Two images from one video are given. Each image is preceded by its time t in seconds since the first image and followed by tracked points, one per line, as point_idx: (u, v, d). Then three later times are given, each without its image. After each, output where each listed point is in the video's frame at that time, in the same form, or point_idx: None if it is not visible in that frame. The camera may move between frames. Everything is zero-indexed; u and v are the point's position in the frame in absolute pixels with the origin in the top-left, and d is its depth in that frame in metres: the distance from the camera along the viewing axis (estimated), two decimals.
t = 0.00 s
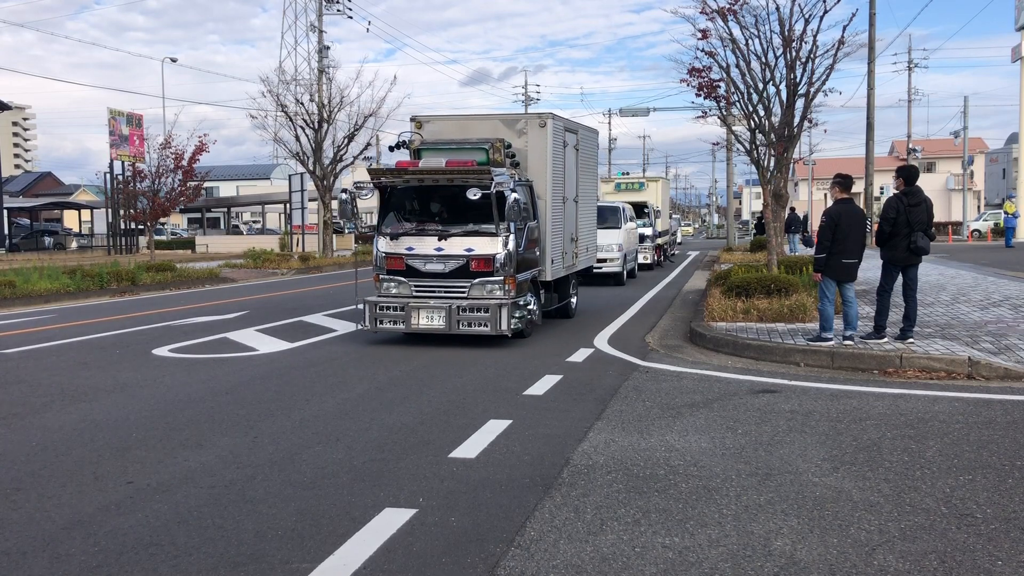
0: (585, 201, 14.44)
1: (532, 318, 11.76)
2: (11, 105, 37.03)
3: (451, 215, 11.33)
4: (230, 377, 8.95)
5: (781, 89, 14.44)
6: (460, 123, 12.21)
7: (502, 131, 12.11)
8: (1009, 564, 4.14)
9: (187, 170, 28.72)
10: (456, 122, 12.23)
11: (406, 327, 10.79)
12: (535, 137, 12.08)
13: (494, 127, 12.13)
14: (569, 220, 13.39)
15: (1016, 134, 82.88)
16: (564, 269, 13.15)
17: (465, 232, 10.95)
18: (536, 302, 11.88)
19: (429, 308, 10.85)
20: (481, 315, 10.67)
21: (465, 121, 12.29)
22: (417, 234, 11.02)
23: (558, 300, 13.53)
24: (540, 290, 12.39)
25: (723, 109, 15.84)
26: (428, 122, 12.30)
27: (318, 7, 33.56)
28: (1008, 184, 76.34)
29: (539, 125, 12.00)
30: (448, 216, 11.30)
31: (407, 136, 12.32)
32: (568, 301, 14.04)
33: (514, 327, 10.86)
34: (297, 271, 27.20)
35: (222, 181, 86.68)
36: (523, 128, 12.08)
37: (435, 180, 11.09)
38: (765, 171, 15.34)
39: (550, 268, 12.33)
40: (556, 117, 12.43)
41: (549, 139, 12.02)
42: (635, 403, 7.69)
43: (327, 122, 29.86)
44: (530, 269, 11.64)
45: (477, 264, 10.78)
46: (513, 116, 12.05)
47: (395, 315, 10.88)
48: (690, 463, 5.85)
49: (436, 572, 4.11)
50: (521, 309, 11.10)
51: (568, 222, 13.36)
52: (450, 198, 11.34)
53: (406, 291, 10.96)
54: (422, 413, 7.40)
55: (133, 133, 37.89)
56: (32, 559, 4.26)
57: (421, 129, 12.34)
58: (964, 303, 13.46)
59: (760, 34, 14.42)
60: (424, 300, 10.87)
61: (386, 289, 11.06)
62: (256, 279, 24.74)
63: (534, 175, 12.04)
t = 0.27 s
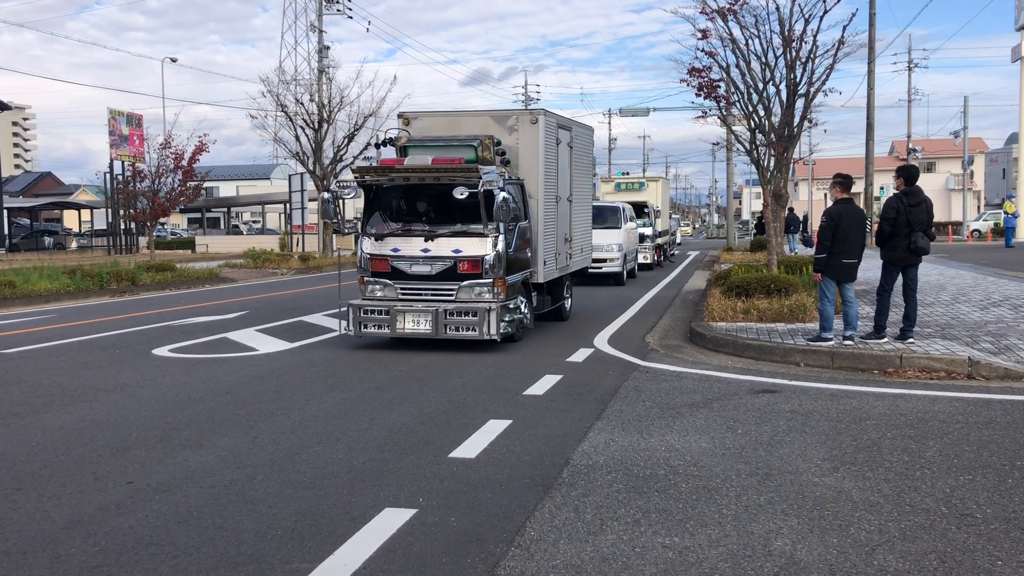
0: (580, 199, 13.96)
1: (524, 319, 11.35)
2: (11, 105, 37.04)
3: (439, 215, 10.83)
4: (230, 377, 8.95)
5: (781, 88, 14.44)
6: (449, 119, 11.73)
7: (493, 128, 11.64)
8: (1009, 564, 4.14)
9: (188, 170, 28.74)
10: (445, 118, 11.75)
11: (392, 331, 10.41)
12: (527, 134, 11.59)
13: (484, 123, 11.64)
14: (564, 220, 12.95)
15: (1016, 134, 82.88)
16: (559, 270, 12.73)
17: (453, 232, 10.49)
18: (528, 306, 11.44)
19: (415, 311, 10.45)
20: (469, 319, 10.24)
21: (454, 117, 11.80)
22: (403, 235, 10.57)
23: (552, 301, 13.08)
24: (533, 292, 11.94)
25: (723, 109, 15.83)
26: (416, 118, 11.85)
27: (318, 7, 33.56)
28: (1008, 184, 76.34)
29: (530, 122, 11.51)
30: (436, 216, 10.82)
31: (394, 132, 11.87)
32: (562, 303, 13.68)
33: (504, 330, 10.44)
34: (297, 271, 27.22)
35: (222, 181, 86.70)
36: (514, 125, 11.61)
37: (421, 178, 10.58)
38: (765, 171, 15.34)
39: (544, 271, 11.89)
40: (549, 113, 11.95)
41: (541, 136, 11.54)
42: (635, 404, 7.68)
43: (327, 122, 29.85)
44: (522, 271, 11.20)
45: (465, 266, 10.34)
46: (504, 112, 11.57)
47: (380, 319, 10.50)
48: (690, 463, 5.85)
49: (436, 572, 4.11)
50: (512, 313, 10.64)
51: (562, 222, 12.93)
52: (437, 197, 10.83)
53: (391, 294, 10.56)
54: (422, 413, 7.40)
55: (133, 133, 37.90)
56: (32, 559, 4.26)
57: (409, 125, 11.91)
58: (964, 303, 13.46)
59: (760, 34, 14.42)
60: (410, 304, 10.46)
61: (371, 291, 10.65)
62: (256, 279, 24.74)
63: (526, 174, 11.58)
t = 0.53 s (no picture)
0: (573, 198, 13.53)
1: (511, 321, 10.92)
2: (11, 105, 37.04)
3: (423, 213, 10.34)
4: (230, 377, 8.95)
5: (781, 89, 14.44)
6: (435, 114, 11.38)
7: (480, 124, 11.21)
8: (1009, 564, 4.14)
9: (188, 171, 28.74)
10: (431, 113, 11.41)
11: (372, 336, 9.94)
12: (516, 129, 11.15)
13: (472, 118, 11.22)
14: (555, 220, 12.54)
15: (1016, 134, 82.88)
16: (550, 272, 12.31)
17: (437, 232, 10.04)
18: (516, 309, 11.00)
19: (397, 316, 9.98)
20: (453, 324, 9.79)
21: (440, 113, 11.41)
22: (385, 236, 10.10)
23: (542, 302, 12.63)
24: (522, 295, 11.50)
25: (723, 109, 15.83)
26: (401, 113, 11.55)
27: (318, 7, 33.56)
28: (1008, 184, 76.32)
29: (519, 117, 11.07)
30: (419, 215, 10.33)
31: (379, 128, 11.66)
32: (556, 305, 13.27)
33: (491, 336, 9.99)
34: (297, 271, 27.22)
35: (223, 181, 86.72)
36: (502, 120, 11.18)
37: (403, 176, 10.13)
38: (765, 171, 15.33)
39: (534, 272, 11.48)
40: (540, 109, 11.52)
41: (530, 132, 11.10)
42: (635, 404, 7.69)
43: (327, 122, 29.84)
44: (511, 273, 10.77)
45: (450, 268, 9.88)
46: (492, 108, 11.14)
47: (360, 324, 10.03)
48: (690, 463, 5.85)
49: (436, 572, 4.11)
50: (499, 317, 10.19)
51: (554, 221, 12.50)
52: (421, 195, 10.35)
53: (373, 297, 10.09)
54: (422, 413, 7.40)
55: (133, 133, 37.91)
56: (32, 559, 4.26)
57: (393, 121, 11.61)
58: (964, 303, 13.46)
59: (760, 34, 14.40)
60: (392, 308, 10.00)
61: (351, 295, 10.18)
62: (256, 279, 24.74)
63: (515, 172, 11.15)
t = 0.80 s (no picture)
0: (564, 198, 13.06)
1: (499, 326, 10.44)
2: (11, 105, 37.04)
3: (405, 213, 9.88)
4: (230, 377, 8.95)
5: (781, 89, 14.43)
6: (417, 109, 10.89)
7: (466, 118, 10.73)
8: (1009, 564, 4.14)
9: (188, 171, 28.74)
10: (413, 108, 10.92)
11: (350, 343, 9.46)
12: (504, 124, 10.68)
13: (457, 112, 10.74)
14: (545, 219, 12.07)
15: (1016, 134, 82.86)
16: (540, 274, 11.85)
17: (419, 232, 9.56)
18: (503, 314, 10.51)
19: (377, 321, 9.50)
20: (435, 329, 9.30)
21: (423, 107, 10.94)
22: (364, 237, 9.64)
23: (531, 306, 12.17)
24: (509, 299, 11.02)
25: (723, 109, 15.82)
26: (382, 108, 11.07)
27: (319, 7, 33.56)
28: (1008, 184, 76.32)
29: (506, 111, 10.61)
30: (401, 214, 9.86)
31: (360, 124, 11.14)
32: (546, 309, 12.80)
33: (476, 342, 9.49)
34: (298, 271, 27.23)
35: (223, 181, 86.73)
36: (489, 115, 10.69)
37: (382, 173, 9.62)
38: (765, 171, 15.33)
39: (524, 274, 11.03)
40: (528, 102, 11.05)
41: (519, 127, 10.62)
42: (635, 403, 7.69)
43: (327, 122, 29.83)
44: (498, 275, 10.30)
45: (432, 270, 9.40)
46: (478, 102, 10.67)
47: (337, 330, 9.54)
48: (690, 463, 5.85)
49: (436, 572, 4.11)
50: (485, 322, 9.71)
51: (544, 220, 12.03)
52: (403, 193, 9.88)
53: (351, 301, 9.65)
54: (422, 414, 7.39)
55: (133, 132, 37.93)
56: (32, 559, 4.26)
57: (375, 117, 11.13)
58: (964, 303, 13.46)
59: (760, 34, 14.39)
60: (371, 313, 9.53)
61: (329, 298, 9.72)
62: (256, 279, 24.75)
63: (502, 170, 10.70)
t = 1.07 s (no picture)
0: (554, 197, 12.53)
1: (484, 333, 9.97)
2: (12, 105, 37.04)
3: (385, 211, 9.44)
4: (230, 377, 8.95)
5: (781, 88, 14.43)
6: (398, 103, 10.40)
7: (450, 111, 10.21)
8: (1009, 564, 4.14)
9: (188, 171, 28.75)
10: (394, 102, 10.43)
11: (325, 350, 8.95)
12: (490, 118, 10.16)
13: (440, 106, 10.23)
14: (535, 218, 11.54)
15: (1016, 134, 82.85)
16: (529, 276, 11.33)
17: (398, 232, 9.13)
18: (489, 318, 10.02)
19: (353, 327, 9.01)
20: (415, 334, 8.83)
21: (404, 101, 10.45)
22: (340, 237, 9.20)
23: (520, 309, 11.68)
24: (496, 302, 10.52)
25: (723, 109, 15.82)
26: (362, 101, 10.61)
27: (319, 7, 33.57)
28: (1008, 184, 76.31)
29: (493, 104, 10.09)
30: (380, 213, 9.43)
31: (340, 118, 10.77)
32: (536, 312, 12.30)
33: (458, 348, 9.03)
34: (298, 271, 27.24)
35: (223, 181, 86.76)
36: (475, 108, 10.17)
37: (359, 169, 9.15)
38: (765, 171, 15.32)
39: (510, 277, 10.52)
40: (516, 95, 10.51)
41: (506, 121, 10.08)
42: (635, 403, 7.69)
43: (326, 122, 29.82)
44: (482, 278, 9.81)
45: (411, 272, 8.99)
46: (463, 94, 10.16)
47: (310, 336, 9.06)
48: (690, 463, 5.85)
49: (437, 572, 4.11)
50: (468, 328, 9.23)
51: (534, 220, 11.50)
52: (383, 191, 9.44)
53: (327, 305, 9.22)
54: (422, 414, 7.39)
55: (133, 132, 37.94)
56: (32, 558, 4.26)
57: (355, 110, 10.69)
58: (964, 303, 13.46)
59: (760, 34, 14.38)
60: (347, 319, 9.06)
61: (304, 303, 9.31)
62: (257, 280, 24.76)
63: (488, 165, 10.17)
